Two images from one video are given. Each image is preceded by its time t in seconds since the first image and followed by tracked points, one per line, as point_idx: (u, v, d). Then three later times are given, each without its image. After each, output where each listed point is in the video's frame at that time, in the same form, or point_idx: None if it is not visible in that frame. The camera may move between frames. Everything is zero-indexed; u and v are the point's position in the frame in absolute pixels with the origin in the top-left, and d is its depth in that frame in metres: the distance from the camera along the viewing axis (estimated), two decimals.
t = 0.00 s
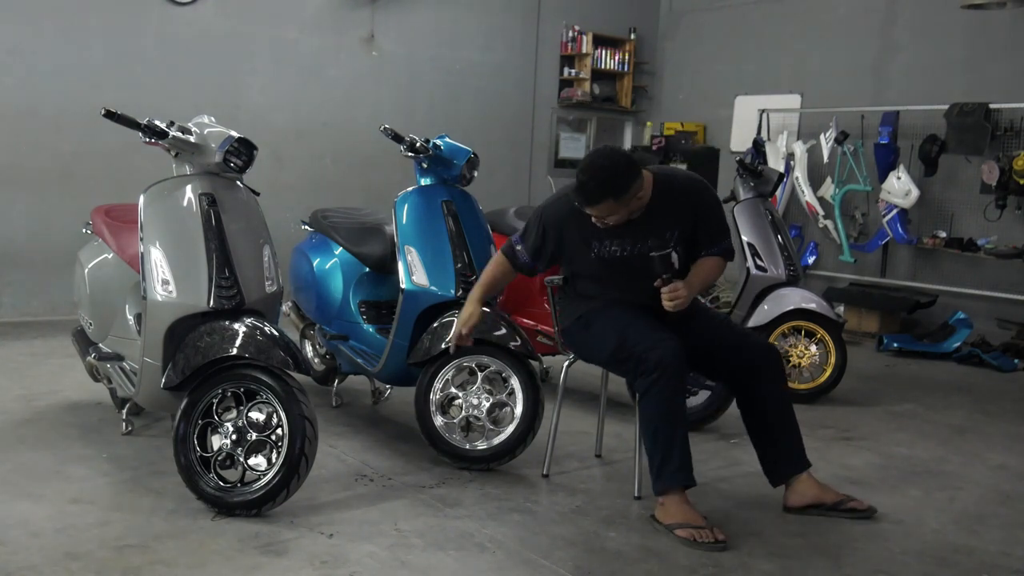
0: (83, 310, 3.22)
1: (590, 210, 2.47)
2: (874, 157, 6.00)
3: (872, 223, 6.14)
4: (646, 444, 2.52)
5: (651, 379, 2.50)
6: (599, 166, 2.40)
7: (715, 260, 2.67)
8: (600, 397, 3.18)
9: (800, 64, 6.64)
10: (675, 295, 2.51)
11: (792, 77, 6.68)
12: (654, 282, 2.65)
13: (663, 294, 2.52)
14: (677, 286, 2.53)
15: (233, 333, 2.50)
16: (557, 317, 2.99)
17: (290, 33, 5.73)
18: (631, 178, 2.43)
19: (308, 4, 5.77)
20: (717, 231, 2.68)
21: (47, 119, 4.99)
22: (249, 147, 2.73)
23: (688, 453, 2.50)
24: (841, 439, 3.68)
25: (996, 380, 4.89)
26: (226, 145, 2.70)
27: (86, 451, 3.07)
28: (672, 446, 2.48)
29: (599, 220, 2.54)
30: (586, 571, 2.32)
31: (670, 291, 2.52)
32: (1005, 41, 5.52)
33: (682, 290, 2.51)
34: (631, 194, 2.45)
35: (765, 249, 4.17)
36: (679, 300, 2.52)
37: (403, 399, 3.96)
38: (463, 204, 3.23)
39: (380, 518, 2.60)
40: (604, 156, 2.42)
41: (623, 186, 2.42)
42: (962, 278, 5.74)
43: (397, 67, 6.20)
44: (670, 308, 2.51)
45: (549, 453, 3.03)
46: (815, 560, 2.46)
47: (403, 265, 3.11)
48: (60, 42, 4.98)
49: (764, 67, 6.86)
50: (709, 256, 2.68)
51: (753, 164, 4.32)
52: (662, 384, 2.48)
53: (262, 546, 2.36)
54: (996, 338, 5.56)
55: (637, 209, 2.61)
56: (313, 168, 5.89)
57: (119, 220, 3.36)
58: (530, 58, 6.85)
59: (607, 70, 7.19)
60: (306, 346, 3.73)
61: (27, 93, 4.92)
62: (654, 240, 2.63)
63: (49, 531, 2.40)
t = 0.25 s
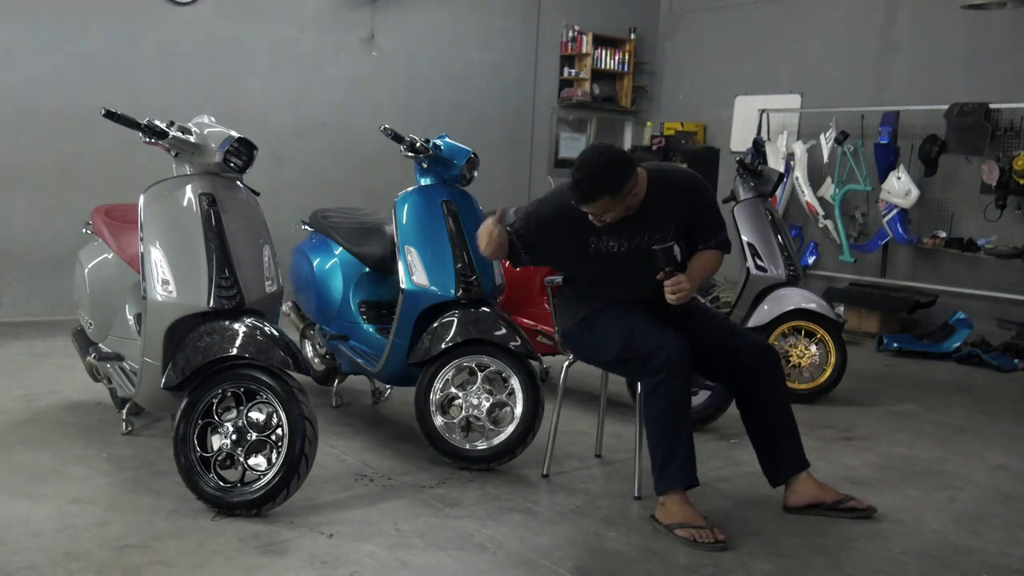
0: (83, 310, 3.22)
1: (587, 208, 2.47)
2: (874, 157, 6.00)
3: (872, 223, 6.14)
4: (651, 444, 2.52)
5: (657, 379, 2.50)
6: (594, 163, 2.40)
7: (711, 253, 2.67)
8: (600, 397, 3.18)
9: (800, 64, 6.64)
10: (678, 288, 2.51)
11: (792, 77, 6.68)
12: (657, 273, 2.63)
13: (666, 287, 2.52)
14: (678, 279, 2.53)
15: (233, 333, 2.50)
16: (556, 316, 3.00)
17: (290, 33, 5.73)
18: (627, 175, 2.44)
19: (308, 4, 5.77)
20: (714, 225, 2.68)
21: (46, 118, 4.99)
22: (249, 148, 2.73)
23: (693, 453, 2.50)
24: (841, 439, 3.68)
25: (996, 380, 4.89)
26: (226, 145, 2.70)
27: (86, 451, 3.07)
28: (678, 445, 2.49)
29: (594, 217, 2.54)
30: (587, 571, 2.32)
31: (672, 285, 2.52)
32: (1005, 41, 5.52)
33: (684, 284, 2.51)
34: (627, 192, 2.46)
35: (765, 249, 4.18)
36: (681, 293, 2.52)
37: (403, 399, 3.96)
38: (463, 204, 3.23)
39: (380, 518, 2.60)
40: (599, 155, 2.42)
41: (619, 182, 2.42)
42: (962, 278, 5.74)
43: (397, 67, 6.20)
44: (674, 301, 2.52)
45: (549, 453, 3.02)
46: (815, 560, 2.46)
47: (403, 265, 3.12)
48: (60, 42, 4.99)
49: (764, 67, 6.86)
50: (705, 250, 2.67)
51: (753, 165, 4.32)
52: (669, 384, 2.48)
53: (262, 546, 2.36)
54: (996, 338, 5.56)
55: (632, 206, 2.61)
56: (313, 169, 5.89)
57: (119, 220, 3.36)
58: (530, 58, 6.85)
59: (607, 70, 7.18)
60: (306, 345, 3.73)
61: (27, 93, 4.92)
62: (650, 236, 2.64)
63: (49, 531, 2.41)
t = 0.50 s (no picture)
0: (83, 310, 3.22)
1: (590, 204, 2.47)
2: (874, 157, 6.00)
3: (872, 223, 6.14)
4: (652, 444, 2.51)
5: (659, 379, 2.50)
6: (597, 158, 2.41)
7: (708, 252, 2.69)
8: (600, 397, 3.18)
9: (800, 64, 6.64)
10: (676, 287, 2.51)
11: (792, 77, 6.68)
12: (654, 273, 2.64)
13: (663, 285, 2.52)
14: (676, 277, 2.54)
15: (233, 333, 2.50)
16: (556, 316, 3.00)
17: (290, 33, 5.73)
18: (629, 170, 2.45)
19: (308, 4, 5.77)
20: (711, 226, 2.70)
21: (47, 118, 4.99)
22: (249, 147, 2.72)
23: (694, 453, 2.50)
24: (841, 439, 3.68)
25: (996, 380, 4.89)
26: (226, 145, 2.70)
27: (86, 451, 3.07)
28: (679, 445, 2.49)
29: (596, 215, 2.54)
30: (587, 571, 2.32)
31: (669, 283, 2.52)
32: (1005, 41, 5.52)
33: (682, 284, 2.51)
34: (629, 187, 2.46)
35: (765, 249, 4.18)
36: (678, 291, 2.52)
37: (403, 399, 3.96)
38: (463, 204, 3.23)
39: (380, 518, 2.60)
40: (600, 150, 2.43)
41: (621, 177, 2.43)
42: (962, 278, 5.74)
43: (397, 67, 6.20)
44: (671, 299, 2.52)
45: (548, 453, 3.03)
46: (815, 560, 2.46)
47: (403, 265, 3.12)
48: (60, 42, 4.99)
49: (764, 67, 6.86)
50: (702, 249, 2.70)
51: (753, 164, 4.32)
52: (671, 384, 2.48)
53: (262, 546, 2.37)
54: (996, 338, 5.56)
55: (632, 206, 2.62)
56: (314, 169, 5.89)
57: (119, 220, 3.36)
58: (530, 57, 6.85)
59: (607, 70, 7.18)
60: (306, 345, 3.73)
61: (27, 92, 4.92)
62: (648, 233, 2.64)
63: (49, 531, 2.40)
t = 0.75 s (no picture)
0: (83, 310, 3.22)
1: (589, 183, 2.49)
2: (874, 157, 6.00)
3: (872, 223, 6.14)
4: (652, 444, 2.51)
5: (659, 378, 2.50)
6: (600, 136, 2.46)
7: (709, 253, 2.69)
8: (600, 397, 3.18)
9: (800, 64, 6.64)
10: (675, 287, 2.49)
11: (792, 77, 6.68)
12: (653, 274, 2.64)
13: (662, 285, 2.50)
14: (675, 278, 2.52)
15: (233, 333, 2.50)
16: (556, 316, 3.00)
17: (290, 33, 5.73)
18: (631, 155, 2.48)
19: (308, 4, 5.77)
20: (712, 226, 2.70)
21: (47, 118, 4.99)
22: (249, 147, 2.73)
23: (695, 453, 2.50)
24: (841, 439, 3.68)
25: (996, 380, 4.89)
26: (226, 145, 2.70)
27: (86, 451, 3.07)
28: (679, 445, 2.48)
29: (591, 202, 2.55)
30: (587, 571, 2.32)
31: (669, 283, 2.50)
32: (1005, 41, 5.52)
33: (681, 286, 2.50)
34: (629, 172, 2.50)
35: (765, 250, 4.18)
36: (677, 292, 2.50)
37: (403, 399, 3.96)
38: (463, 204, 3.23)
39: (380, 518, 2.60)
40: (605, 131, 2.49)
41: (623, 160, 2.47)
42: (962, 278, 5.74)
43: (397, 67, 6.20)
44: (670, 300, 2.50)
45: (548, 453, 3.02)
46: (815, 560, 2.46)
47: (403, 266, 3.12)
48: (60, 42, 4.99)
49: (764, 67, 6.86)
50: (703, 250, 2.69)
51: (753, 164, 4.32)
52: (671, 383, 2.48)
53: (262, 546, 2.36)
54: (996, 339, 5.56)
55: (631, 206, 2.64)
56: (314, 169, 5.89)
57: (119, 220, 3.36)
58: (530, 57, 6.85)
59: (607, 70, 7.18)
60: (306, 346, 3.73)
61: (27, 92, 4.92)
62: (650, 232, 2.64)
63: (49, 531, 2.41)
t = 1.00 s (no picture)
0: (83, 310, 3.22)
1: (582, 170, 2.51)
2: (874, 157, 6.00)
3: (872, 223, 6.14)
4: (651, 444, 2.51)
5: (658, 379, 2.50)
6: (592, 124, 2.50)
7: (706, 250, 2.70)
8: (600, 397, 3.18)
9: (800, 64, 6.64)
10: (672, 279, 2.48)
11: (792, 77, 6.68)
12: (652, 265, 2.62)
13: (661, 277, 2.50)
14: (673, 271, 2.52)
15: (233, 333, 2.50)
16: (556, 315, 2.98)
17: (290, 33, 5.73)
18: (624, 142, 2.51)
19: (308, 4, 5.77)
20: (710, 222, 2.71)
21: (47, 118, 4.99)
22: (249, 147, 2.73)
23: (694, 452, 2.50)
24: (841, 439, 3.68)
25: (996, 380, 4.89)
26: (226, 145, 2.70)
27: (86, 451, 3.07)
28: (678, 445, 2.48)
29: (588, 193, 2.56)
30: (586, 571, 2.32)
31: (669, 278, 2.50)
32: (1005, 41, 5.52)
33: (678, 276, 2.49)
34: (623, 159, 2.52)
35: (765, 249, 4.18)
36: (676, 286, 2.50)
37: (403, 399, 3.96)
38: (463, 204, 3.23)
39: (380, 518, 2.60)
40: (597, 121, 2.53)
41: (615, 145, 2.49)
42: (962, 278, 5.74)
43: (397, 68, 6.20)
44: (668, 292, 2.49)
45: (549, 453, 3.02)
46: (815, 560, 2.46)
47: (403, 266, 3.12)
48: (60, 42, 4.99)
49: (764, 67, 6.87)
50: (700, 247, 2.70)
51: (753, 164, 4.32)
52: (670, 384, 2.48)
53: (262, 546, 2.36)
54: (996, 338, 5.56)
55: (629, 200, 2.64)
56: (314, 169, 5.89)
57: (119, 220, 3.36)
58: (530, 57, 6.85)
59: (607, 70, 7.18)
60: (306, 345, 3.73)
61: (27, 93, 4.92)
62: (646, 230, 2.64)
63: (49, 531, 2.41)
